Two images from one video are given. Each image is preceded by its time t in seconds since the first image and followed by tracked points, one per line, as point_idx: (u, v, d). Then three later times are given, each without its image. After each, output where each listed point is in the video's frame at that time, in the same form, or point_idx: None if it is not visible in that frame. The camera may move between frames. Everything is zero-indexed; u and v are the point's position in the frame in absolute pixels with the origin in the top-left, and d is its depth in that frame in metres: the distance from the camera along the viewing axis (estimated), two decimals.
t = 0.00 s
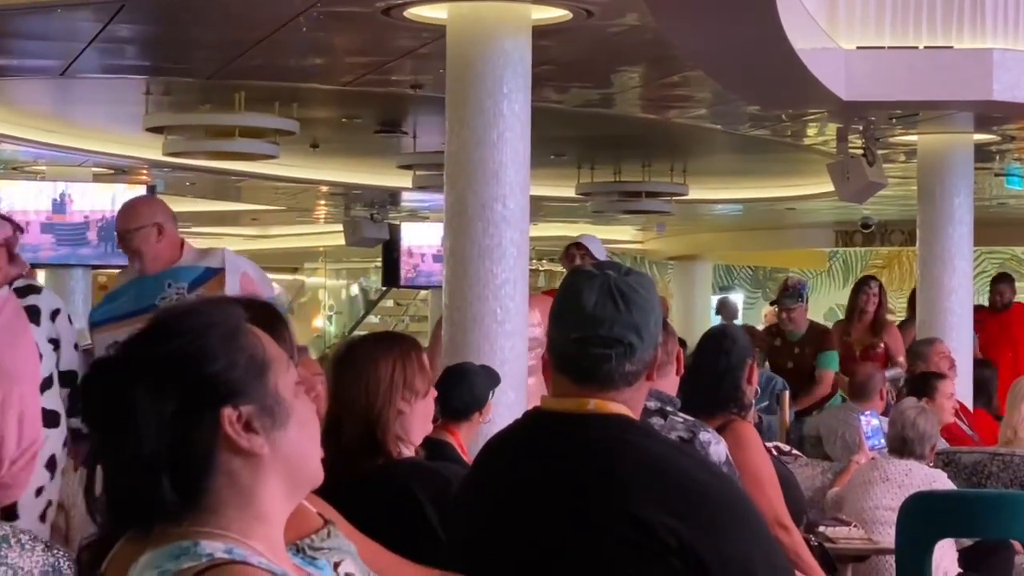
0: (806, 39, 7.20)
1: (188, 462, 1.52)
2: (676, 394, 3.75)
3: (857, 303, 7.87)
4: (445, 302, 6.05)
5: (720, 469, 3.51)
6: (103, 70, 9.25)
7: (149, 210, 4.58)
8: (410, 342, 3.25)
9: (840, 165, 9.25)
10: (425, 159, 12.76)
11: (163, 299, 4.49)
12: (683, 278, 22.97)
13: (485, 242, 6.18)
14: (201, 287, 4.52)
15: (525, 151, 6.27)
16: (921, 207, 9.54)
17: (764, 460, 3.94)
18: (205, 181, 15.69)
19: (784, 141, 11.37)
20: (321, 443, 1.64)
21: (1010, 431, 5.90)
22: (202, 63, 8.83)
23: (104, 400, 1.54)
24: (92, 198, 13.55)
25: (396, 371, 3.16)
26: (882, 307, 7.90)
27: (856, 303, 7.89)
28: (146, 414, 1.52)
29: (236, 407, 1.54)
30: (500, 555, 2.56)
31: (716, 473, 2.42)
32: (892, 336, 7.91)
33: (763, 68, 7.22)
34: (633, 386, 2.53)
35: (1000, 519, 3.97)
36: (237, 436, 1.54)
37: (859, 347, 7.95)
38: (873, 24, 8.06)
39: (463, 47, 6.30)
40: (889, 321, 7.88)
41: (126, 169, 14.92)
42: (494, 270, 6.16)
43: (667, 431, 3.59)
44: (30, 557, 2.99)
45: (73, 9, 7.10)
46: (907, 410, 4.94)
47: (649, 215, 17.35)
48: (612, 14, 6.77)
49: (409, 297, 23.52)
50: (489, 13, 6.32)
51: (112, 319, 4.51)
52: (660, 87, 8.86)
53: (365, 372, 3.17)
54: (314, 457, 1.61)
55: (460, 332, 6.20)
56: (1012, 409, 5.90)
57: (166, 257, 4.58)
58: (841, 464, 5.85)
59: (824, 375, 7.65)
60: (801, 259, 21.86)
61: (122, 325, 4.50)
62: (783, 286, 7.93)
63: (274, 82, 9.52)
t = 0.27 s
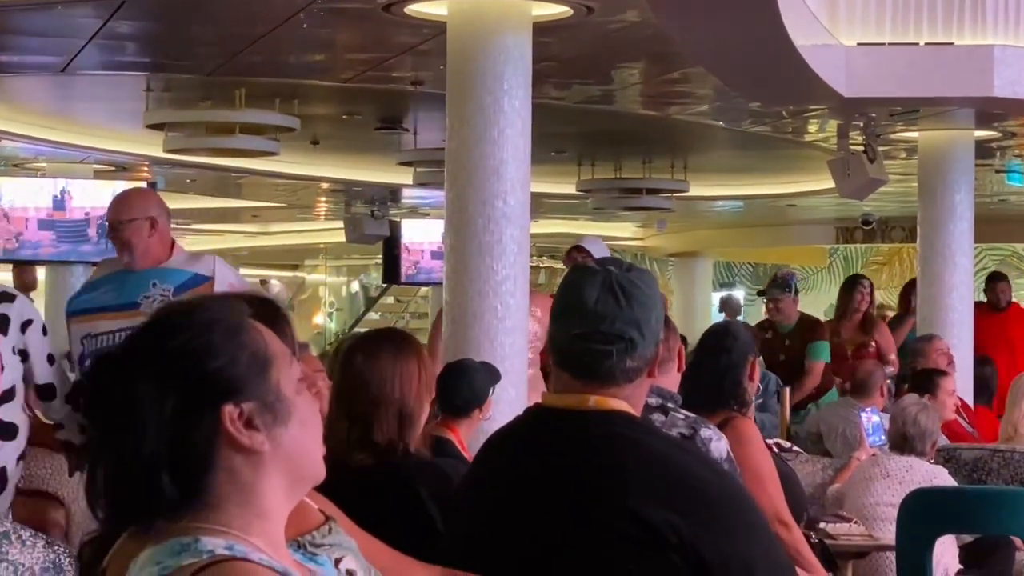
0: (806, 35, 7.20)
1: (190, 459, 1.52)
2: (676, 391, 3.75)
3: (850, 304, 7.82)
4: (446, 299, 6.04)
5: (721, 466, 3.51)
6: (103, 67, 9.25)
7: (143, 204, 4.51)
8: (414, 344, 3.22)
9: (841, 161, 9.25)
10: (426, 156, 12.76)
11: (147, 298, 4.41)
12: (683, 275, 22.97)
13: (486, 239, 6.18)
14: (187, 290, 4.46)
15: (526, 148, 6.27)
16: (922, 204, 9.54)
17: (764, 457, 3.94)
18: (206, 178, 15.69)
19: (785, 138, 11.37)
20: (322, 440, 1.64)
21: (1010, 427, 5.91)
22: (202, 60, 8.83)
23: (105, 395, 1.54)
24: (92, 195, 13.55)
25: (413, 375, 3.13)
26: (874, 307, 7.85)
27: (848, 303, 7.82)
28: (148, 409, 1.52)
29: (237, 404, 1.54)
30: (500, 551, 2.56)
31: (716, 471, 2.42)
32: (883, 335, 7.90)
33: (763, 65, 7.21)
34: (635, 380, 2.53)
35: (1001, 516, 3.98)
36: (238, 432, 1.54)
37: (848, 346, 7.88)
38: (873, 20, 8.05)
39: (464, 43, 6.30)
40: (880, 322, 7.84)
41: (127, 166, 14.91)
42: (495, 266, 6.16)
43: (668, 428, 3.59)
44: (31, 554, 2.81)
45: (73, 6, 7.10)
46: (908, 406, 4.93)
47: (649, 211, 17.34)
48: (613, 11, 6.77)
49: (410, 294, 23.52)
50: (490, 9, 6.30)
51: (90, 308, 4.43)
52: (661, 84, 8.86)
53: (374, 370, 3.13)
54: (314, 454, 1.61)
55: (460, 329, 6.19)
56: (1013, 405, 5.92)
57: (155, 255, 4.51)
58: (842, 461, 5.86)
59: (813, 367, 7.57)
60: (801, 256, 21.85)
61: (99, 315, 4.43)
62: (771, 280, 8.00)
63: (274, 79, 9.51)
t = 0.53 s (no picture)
0: (806, 32, 7.19)
1: (190, 456, 1.52)
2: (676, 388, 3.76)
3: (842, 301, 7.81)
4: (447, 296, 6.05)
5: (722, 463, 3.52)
6: (103, 64, 9.25)
7: (114, 188, 4.14)
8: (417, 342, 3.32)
9: (841, 158, 9.24)
10: (426, 153, 12.76)
11: (114, 289, 4.08)
12: (684, 272, 22.96)
13: (486, 236, 6.18)
14: (155, 283, 4.10)
15: (526, 145, 6.27)
16: (922, 201, 9.54)
17: (764, 454, 3.95)
18: (206, 176, 15.70)
19: (785, 135, 11.37)
20: (321, 437, 1.64)
21: (1010, 424, 5.92)
22: (202, 58, 8.83)
23: (105, 391, 1.54)
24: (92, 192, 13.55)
25: (423, 377, 3.23)
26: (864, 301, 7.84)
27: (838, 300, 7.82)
28: (147, 407, 1.52)
29: (237, 400, 1.54)
30: (500, 548, 2.56)
31: (716, 468, 2.42)
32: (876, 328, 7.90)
33: (762, 62, 7.22)
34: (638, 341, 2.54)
35: (1000, 514, 3.97)
36: (238, 428, 1.54)
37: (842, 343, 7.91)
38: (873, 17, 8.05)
39: (464, 40, 6.30)
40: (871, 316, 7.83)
41: (128, 163, 14.92)
42: (495, 263, 6.16)
43: (669, 425, 3.59)
44: (31, 551, 2.77)
45: (73, 3, 7.10)
46: (908, 404, 4.94)
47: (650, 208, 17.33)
48: (613, 8, 6.76)
49: (411, 291, 23.52)
50: (489, 6, 6.30)
51: (55, 299, 4.15)
52: (661, 81, 8.85)
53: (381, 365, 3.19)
54: (313, 451, 1.61)
55: (461, 326, 6.20)
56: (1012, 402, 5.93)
57: (126, 242, 4.15)
58: (842, 458, 5.86)
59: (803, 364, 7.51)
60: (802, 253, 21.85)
61: (66, 306, 4.14)
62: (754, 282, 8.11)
63: (274, 76, 9.52)
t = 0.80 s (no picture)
0: (807, 29, 7.19)
1: (192, 451, 1.52)
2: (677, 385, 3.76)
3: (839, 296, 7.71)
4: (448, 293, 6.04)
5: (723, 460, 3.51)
6: (103, 62, 9.25)
7: (52, 187, 4.20)
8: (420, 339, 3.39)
9: (841, 156, 9.23)
10: (426, 150, 12.75)
11: (50, 288, 4.11)
12: (684, 270, 22.95)
13: (486, 233, 6.17)
14: (91, 277, 4.12)
15: (526, 142, 6.27)
16: (922, 198, 9.54)
17: (766, 451, 3.93)
18: (206, 173, 15.70)
19: (785, 132, 11.36)
20: (322, 431, 1.63)
21: (1011, 421, 5.93)
22: (202, 55, 8.82)
23: (106, 386, 1.54)
24: (92, 189, 13.53)
25: (430, 376, 3.30)
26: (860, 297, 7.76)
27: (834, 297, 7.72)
28: (148, 404, 1.52)
29: (239, 395, 1.53)
30: (502, 544, 2.56)
31: (718, 464, 2.41)
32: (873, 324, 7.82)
33: (763, 59, 7.22)
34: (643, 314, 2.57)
35: (1001, 511, 3.97)
36: (240, 423, 1.53)
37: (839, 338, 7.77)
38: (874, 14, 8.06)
39: (464, 37, 6.29)
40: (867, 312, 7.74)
41: (128, 161, 14.92)
42: (496, 260, 6.16)
43: (670, 422, 3.59)
44: (32, 548, 2.76)
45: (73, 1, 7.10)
46: (909, 401, 4.93)
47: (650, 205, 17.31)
48: (613, 4, 6.76)
49: (411, 289, 23.50)
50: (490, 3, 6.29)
51: None
52: (661, 78, 8.85)
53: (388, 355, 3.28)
54: (314, 446, 1.61)
55: (462, 323, 6.20)
56: (1013, 400, 5.93)
57: (63, 241, 4.19)
58: (843, 455, 5.86)
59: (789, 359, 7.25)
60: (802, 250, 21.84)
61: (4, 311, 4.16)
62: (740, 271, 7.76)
63: (274, 73, 9.52)
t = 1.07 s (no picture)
0: (807, 26, 7.18)
1: (195, 447, 1.52)
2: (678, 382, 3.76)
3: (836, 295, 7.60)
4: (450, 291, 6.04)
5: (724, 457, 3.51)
6: (104, 59, 9.24)
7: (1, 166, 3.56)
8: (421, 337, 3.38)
9: (842, 153, 9.23)
10: (426, 148, 12.74)
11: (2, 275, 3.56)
12: (684, 267, 22.95)
13: (487, 230, 6.17)
14: (46, 263, 3.56)
15: (526, 140, 6.27)
16: (923, 195, 9.53)
17: (766, 447, 3.93)
18: (206, 171, 15.69)
19: (785, 129, 11.36)
20: (324, 428, 1.64)
21: (1012, 418, 5.94)
22: (201, 52, 8.82)
23: (109, 381, 1.54)
24: (93, 187, 13.53)
25: (432, 373, 3.29)
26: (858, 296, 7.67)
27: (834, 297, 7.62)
28: (151, 400, 1.52)
29: (242, 391, 1.54)
30: (502, 541, 2.56)
31: (719, 461, 2.43)
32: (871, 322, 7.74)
33: (763, 57, 7.22)
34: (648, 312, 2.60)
35: (1000, 507, 3.96)
36: (243, 419, 1.53)
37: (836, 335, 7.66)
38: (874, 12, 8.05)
39: (465, 34, 6.29)
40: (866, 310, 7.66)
41: (128, 158, 14.91)
42: (496, 258, 6.16)
43: (671, 420, 3.59)
44: (33, 545, 2.78)
45: None
46: (913, 397, 4.93)
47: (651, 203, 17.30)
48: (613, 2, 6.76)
49: (411, 286, 23.50)
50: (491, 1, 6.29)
51: None
52: (662, 75, 8.84)
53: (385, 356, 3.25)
54: (316, 443, 1.61)
55: (462, 320, 6.19)
56: (1014, 396, 5.94)
57: (11, 226, 3.59)
58: (843, 452, 5.87)
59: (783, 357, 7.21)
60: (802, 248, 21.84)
61: None
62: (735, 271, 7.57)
63: (274, 71, 9.52)
